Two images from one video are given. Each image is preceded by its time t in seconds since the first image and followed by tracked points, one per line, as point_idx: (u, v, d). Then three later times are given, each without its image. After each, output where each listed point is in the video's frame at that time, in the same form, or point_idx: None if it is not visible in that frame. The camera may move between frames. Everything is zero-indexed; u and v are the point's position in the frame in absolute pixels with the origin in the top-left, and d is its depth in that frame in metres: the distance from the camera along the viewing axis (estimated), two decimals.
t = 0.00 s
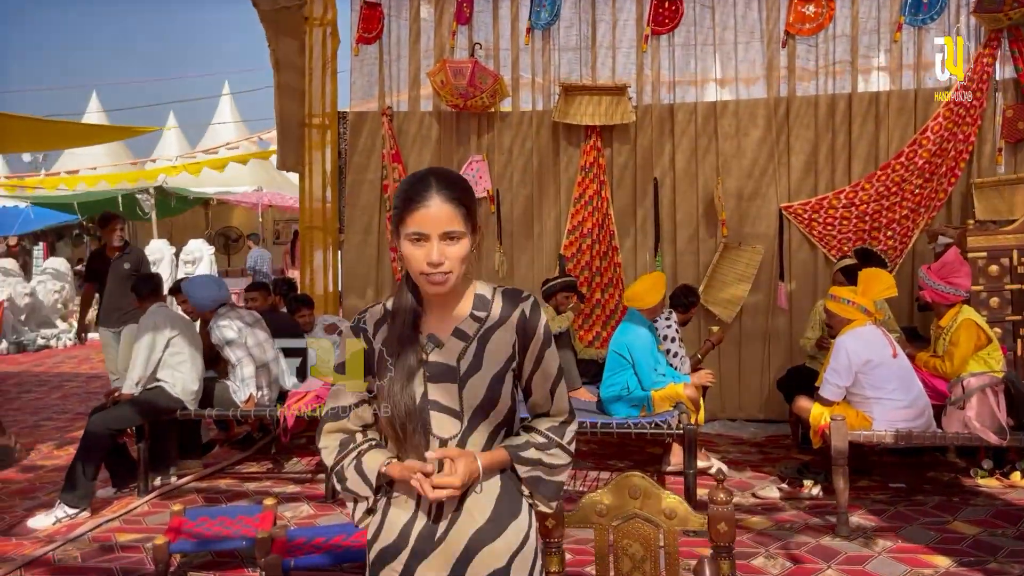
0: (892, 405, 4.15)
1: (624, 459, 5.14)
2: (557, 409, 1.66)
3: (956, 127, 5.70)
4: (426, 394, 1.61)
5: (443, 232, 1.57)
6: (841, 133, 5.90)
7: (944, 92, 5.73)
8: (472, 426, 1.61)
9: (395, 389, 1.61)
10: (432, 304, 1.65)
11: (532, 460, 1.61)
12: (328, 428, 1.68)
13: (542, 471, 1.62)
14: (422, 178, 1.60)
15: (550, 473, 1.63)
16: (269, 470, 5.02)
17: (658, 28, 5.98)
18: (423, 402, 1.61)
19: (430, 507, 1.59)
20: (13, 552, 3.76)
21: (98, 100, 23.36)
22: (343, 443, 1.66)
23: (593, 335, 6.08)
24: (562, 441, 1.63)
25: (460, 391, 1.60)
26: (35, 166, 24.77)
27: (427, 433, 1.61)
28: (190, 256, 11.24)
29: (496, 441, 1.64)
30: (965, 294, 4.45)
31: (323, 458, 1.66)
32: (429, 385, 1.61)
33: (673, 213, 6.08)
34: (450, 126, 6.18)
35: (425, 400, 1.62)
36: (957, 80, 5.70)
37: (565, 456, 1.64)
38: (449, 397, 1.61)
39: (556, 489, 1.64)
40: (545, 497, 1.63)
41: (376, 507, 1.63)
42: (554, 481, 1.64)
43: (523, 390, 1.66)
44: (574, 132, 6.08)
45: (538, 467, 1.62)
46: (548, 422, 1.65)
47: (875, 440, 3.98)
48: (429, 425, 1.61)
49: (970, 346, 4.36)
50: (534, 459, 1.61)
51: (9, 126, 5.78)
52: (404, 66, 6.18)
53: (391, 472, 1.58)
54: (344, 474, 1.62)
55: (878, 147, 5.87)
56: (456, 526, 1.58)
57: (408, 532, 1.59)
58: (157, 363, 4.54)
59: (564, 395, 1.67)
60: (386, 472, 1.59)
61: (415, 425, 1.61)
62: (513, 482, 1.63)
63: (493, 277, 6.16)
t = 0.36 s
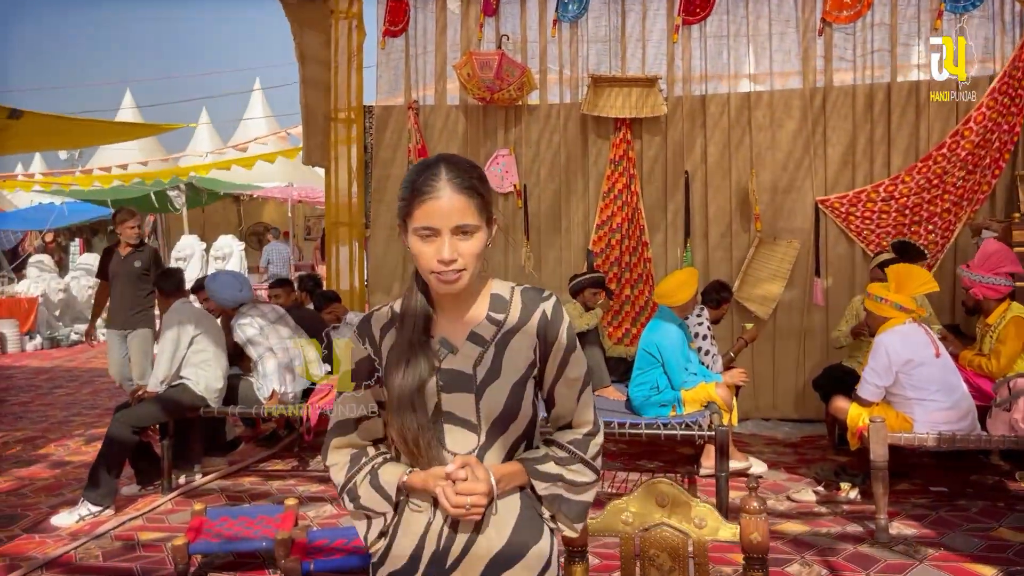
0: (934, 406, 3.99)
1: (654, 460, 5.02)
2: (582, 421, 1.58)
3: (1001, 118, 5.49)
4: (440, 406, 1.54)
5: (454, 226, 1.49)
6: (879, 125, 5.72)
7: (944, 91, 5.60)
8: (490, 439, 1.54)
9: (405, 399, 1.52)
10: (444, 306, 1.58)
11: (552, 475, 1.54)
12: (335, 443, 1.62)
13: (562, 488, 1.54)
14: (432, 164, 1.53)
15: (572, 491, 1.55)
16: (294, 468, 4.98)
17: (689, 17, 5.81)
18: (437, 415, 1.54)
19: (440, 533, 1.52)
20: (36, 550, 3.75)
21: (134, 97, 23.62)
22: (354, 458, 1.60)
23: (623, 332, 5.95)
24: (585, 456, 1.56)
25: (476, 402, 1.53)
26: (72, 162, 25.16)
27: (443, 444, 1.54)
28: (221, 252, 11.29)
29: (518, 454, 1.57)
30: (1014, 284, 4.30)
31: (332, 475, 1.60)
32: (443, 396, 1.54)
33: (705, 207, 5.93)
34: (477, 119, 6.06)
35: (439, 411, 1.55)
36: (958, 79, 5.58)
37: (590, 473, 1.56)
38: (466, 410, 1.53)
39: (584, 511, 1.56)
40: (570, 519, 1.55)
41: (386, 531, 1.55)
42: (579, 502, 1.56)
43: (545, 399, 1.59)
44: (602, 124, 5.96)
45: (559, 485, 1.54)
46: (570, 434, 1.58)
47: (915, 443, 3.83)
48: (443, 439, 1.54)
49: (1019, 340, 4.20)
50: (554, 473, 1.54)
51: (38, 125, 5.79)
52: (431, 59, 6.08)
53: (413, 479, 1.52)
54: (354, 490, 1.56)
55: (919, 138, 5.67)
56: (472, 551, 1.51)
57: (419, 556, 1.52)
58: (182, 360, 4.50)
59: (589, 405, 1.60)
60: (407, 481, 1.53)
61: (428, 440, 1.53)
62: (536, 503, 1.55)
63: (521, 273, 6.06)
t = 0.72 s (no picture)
0: (956, 407, 3.90)
1: (671, 460, 4.97)
2: (585, 429, 1.54)
3: None
4: (438, 416, 1.50)
5: (451, 230, 1.45)
6: (902, 119, 5.61)
7: (943, 91, 5.52)
8: (492, 450, 1.49)
9: (399, 409, 1.48)
10: (438, 310, 1.55)
11: (556, 486, 1.50)
12: (317, 463, 1.55)
13: (566, 503, 1.51)
14: (425, 162, 1.48)
15: (575, 503, 1.52)
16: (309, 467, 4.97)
17: (707, 11, 5.72)
18: (435, 425, 1.50)
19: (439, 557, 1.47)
20: (50, 549, 3.77)
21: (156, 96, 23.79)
22: (339, 477, 1.54)
23: (640, 330, 5.91)
24: (588, 466, 1.52)
25: (477, 412, 1.49)
26: (97, 160, 25.43)
27: (444, 457, 1.49)
28: (241, 251, 11.33)
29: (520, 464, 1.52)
30: None
31: (317, 498, 1.54)
32: (440, 406, 1.50)
33: (723, 204, 5.85)
34: (492, 116, 6.01)
35: (438, 422, 1.50)
36: (962, 80, 5.47)
37: (593, 483, 1.53)
38: (466, 421, 1.49)
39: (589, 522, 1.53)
40: (573, 532, 1.51)
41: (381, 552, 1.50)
42: (583, 514, 1.52)
43: (546, 407, 1.55)
44: (619, 120, 5.89)
45: (564, 495, 1.51)
46: (573, 443, 1.54)
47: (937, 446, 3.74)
48: (442, 452, 1.49)
49: None
50: (558, 484, 1.50)
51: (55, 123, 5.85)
52: (446, 57, 6.02)
53: (411, 493, 1.47)
54: (343, 511, 1.50)
55: (943, 132, 5.56)
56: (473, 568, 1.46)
57: None
58: (196, 361, 4.51)
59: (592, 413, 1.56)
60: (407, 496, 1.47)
61: (427, 454, 1.48)
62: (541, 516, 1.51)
63: (537, 271, 6.02)
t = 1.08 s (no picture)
0: (972, 404, 3.86)
1: (683, 458, 4.95)
2: (584, 426, 1.54)
3: None
4: (438, 420, 1.48)
5: (446, 219, 1.46)
6: (918, 113, 5.55)
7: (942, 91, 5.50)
8: (495, 456, 1.48)
9: (398, 413, 1.45)
10: (435, 308, 1.54)
11: (558, 483, 1.48)
12: (307, 470, 1.50)
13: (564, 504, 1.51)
14: (413, 153, 1.48)
15: (572, 502, 1.52)
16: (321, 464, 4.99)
17: (721, 6, 5.68)
18: (436, 431, 1.47)
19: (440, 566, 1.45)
20: (65, 545, 3.80)
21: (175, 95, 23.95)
22: (329, 483, 1.49)
23: (653, 327, 5.89)
24: (588, 464, 1.51)
25: (478, 416, 1.47)
26: (117, 159, 25.66)
27: (444, 464, 1.47)
28: (258, 248, 11.37)
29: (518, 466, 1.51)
30: None
31: (306, 504, 1.50)
32: (440, 410, 1.48)
33: (737, 200, 5.82)
34: (505, 113, 6.00)
35: (437, 427, 1.48)
36: (962, 79, 5.46)
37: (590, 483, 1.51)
38: (467, 424, 1.47)
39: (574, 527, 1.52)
40: (566, 531, 1.52)
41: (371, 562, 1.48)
42: (574, 513, 1.52)
43: (541, 407, 1.56)
44: (632, 116, 5.86)
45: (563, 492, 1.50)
46: (571, 440, 1.53)
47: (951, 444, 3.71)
48: (442, 459, 1.47)
49: None
50: (562, 480, 1.49)
51: (70, 122, 5.90)
52: (459, 54, 6.00)
53: (389, 510, 1.43)
54: (332, 520, 1.47)
55: (960, 126, 5.51)
56: None
57: None
58: (208, 359, 4.55)
59: (590, 408, 1.56)
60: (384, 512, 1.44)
61: (427, 462, 1.45)
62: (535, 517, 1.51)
63: (550, 268, 6.01)
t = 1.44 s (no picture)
0: (980, 402, 3.84)
1: (691, 456, 4.95)
2: (592, 424, 1.54)
3: None
4: (432, 424, 1.48)
5: (434, 223, 1.47)
6: (926, 111, 5.54)
7: (942, 91, 5.49)
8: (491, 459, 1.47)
9: (392, 419, 1.47)
10: (428, 313, 1.54)
11: (580, 475, 1.48)
12: (305, 472, 1.52)
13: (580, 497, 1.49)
14: (403, 158, 1.50)
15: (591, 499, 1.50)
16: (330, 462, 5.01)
17: (729, 5, 5.66)
18: (429, 435, 1.48)
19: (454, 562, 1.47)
20: (76, 543, 3.83)
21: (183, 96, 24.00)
22: (324, 484, 1.50)
23: (661, 326, 5.88)
24: (601, 459, 1.50)
25: (472, 420, 1.47)
26: (126, 160, 25.79)
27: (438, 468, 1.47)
28: (266, 248, 11.38)
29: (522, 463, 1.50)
30: None
31: (303, 504, 1.51)
32: (434, 413, 1.48)
33: (745, 198, 5.81)
34: (512, 112, 6.00)
35: (431, 432, 1.48)
36: (963, 79, 5.46)
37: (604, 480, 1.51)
38: (461, 430, 1.47)
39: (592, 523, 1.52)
40: (583, 528, 1.52)
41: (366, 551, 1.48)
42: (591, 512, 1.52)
43: (541, 404, 1.56)
44: (639, 114, 5.86)
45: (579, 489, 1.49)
46: (581, 437, 1.53)
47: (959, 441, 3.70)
48: (436, 462, 1.47)
49: None
50: (582, 472, 1.49)
51: (80, 123, 5.92)
52: (466, 54, 6.00)
53: (363, 509, 1.43)
54: (323, 519, 1.47)
55: (967, 124, 5.50)
56: None
57: None
58: (217, 359, 4.56)
59: (596, 406, 1.56)
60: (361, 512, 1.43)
61: (422, 466, 1.47)
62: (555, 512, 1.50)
63: (557, 267, 6.01)
